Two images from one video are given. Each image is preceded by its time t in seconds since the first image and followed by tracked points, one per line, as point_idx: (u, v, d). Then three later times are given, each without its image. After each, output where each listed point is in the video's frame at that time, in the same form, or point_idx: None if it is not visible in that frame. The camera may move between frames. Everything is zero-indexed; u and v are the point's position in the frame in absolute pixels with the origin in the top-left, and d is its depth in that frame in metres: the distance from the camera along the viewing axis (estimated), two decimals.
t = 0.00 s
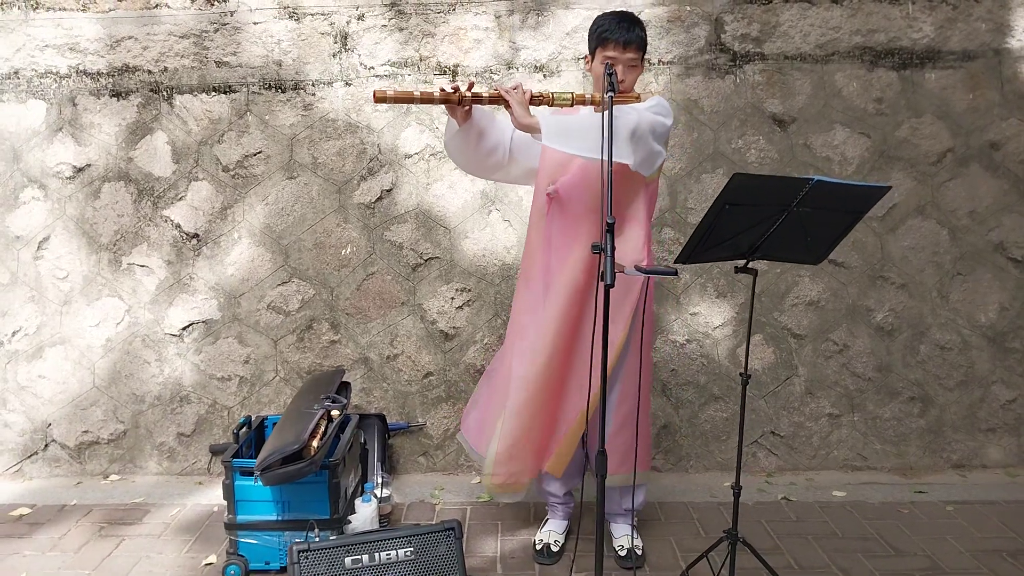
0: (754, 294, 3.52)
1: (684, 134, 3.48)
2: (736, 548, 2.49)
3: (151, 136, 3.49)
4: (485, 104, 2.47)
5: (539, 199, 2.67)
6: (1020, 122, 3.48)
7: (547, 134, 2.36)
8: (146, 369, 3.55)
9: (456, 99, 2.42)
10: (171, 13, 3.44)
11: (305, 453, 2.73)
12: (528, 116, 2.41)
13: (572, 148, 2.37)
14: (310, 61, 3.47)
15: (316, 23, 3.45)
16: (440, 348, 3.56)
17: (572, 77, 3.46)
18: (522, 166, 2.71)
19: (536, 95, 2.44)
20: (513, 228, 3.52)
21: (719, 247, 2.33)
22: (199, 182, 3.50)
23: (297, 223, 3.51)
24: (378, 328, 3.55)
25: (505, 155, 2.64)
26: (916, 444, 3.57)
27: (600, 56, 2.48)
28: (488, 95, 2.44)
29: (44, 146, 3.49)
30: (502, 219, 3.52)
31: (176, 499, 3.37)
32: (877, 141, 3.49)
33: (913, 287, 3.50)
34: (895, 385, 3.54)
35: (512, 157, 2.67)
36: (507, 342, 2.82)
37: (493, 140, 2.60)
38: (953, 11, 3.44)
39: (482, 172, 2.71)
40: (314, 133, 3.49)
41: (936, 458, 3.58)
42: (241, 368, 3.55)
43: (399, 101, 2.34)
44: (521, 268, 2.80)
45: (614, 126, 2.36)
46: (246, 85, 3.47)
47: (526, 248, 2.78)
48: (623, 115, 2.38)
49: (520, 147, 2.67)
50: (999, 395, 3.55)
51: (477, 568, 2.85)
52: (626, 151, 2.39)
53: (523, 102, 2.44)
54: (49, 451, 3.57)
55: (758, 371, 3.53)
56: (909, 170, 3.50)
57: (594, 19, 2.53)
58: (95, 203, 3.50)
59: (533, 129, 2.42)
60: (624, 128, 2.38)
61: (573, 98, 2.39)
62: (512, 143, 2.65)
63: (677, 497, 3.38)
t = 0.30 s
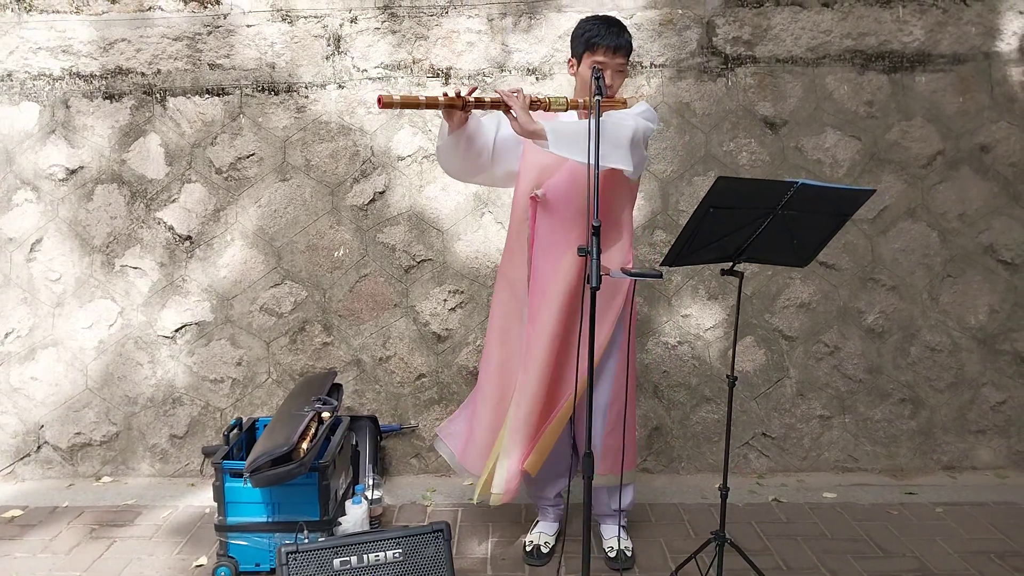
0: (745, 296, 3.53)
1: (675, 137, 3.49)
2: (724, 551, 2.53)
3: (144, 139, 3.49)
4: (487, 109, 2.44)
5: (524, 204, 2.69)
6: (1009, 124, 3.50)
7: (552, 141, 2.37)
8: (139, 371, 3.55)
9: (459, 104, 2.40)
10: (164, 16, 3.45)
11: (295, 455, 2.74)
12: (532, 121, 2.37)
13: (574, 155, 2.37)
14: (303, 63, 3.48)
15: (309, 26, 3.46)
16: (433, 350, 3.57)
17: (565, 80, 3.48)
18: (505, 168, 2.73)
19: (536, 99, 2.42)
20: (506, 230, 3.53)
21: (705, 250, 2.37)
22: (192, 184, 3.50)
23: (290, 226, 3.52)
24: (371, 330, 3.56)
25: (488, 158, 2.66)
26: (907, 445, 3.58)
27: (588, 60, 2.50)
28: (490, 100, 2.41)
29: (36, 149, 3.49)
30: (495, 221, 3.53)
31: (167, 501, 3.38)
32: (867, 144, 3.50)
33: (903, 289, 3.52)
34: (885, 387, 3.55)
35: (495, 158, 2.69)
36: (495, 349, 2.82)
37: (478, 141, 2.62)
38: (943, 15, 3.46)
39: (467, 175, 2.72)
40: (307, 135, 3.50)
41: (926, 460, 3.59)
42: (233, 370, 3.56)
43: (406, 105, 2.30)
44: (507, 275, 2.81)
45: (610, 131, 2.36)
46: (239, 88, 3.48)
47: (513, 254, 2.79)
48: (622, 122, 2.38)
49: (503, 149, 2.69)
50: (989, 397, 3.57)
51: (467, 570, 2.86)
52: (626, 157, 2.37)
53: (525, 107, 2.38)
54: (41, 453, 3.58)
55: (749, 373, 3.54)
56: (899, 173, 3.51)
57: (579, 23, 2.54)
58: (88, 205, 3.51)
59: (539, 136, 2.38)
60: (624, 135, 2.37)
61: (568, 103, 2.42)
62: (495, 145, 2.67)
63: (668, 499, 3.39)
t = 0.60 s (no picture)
0: (746, 299, 3.52)
1: (676, 139, 3.49)
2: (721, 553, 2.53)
3: (148, 140, 3.53)
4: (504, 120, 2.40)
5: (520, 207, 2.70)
6: (1014, 127, 3.47)
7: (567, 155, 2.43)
8: (142, 370, 3.58)
9: (480, 117, 2.36)
10: (168, 19, 3.48)
11: (294, 454, 2.76)
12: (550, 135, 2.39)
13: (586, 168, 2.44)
14: (305, 65, 3.50)
15: (311, 28, 3.48)
16: (433, 351, 3.58)
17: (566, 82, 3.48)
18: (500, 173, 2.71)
19: (549, 108, 2.37)
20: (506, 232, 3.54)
21: (702, 251, 2.37)
22: (195, 185, 3.53)
23: (292, 227, 3.54)
24: (372, 331, 3.57)
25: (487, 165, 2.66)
26: (909, 450, 3.55)
27: (587, 68, 2.52)
28: (508, 111, 2.35)
29: (43, 150, 3.54)
30: (495, 223, 3.53)
31: (169, 499, 3.41)
32: (870, 146, 3.48)
33: (906, 292, 3.49)
34: (888, 390, 3.53)
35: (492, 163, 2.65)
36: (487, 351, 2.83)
37: (477, 145, 2.57)
38: (946, 16, 3.44)
39: (464, 181, 2.65)
40: (310, 137, 3.52)
41: (929, 464, 3.56)
42: (235, 369, 3.58)
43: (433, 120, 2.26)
44: (500, 278, 2.82)
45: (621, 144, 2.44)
46: (242, 90, 3.51)
47: (506, 258, 2.80)
48: (630, 133, 2.45)
49: (500, 154, 2.65)
50: (993, 401, 3.53)
51: (464, 570, 2.87)
52: (633, 168, 2.46)
53: (541, 117, 2.35)
54: (47, 451, 3.62)
55: (750, 376, 3.53)
56: (902, 175, 3.49)
57: (575, 29, 2.55)
58: (93, 206, 3.55)
59: (556, 149, 2.40)
60: (633, 146, 2.45)
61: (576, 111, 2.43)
62: (493, 149, 2.63)
63: (667, 501, 3.39)
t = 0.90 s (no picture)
0: (758, 299, 3.51)
1: (687, 139, 3.48)
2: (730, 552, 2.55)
3: (161, 143, 3.55)
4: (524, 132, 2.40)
5: (529, 211, 2.70)
6: None
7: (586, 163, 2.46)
8: (157, 371, 3.62)
9: (505, 131, 2.34)
10: (180, 22, 3.50)
11: (307, 453, 2.78)
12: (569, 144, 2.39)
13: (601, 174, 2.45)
14: (316, 68, 3.51)
15: (322, 30, 3.49)
16: (444, 351, 3.59)
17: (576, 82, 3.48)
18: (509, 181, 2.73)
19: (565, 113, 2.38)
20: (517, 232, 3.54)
21: (712, 253, 2.36)
22: (208, 188, 3.56)
23: (304, 228, 3.56)
24: (383, 332, 3.59)
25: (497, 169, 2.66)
26: (922, 450, 3.54)
27: (596, 70, 2.51)
28: (528, 123, 2.36)
29: (58, 153, 3.57)
30: (505, 223, 3.54)
31: (184, 498, 3.44)
32: (883, 145, 3.45)
33: (920, 291, 3.47)
34: (901, 390, 3.51)
35: (501, 171, 2.69)
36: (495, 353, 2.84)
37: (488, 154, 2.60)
38: (961, 13, 3.40)
39: (476, 191, 2.67)
40: (321, 139, 3.54)
41: (942, 464, 3.54)
42: (248, 370, 3.61)
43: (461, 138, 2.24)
44: (508, 280, 2.82)
45: (637, 146, 2.41)
46: (253, 92, 3.52)
47: (515, 262, 2.80)
48: (642, 135, 2.42)
49: (508, 163, 2.70)
50: (1007, 402, 3.51)
51: (475, 569, 2.89)
52: (650, 170, 2.43)
53: (560, 124, 2.35)
54: (64, 450, 3.66)
55: (762, 376, 3.52)
56: (917, 174, 3.46)
57: (581, 31, 2.55)
58: (108, 209, 3.58)
59: (578, 157, 2.42)
60: (649, 148, 2.43)
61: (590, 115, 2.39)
62: (501, 158, 2.67)
63: (678, 501, 3.39)
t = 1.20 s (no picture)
0: (764, 298, 3.51)
1: (692, 139, 3.49)
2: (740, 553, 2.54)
3: (168, 150, 3.58)
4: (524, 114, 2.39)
5: (533, 210, 2.71)
6: None
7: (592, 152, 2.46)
8: (165, 377, 3.63)
9: (506, 110, 2.33)
10: (187, 30, 3.53)
11: (314, 458, 2.78)
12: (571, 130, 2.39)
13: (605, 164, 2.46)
14: (322, 73, 3.54)
15: (327, 36, 3.52)
16: (451, 354, 3.59)
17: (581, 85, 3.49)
18: (513, 178, 2.75)
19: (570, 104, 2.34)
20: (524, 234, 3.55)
21: (716, 253, 2.37)
22: (215, 193, 3.58)
23: (311, 233, 3.58)
24: (391, 335, 3.60)
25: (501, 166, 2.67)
26: (932, 448, 3.52)
27: (599, 67, 2.52)
28: (531, 105, 2.33)
29: (66, 161, 3.60)
30: (511, 226, 3.55)
31: (192, 504, 3.44)
32: (888, 143, 3.46)
33: (927, 289, 3.47)
34: (909, 389, 3.50)
35: (504, 167, 2.70)
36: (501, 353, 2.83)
37: (492, 149, 2.62)
38: (963, 11, 3.42)
39: (479, 185, 2.69)
40: (327, 144, 3.56)
41: (952, 462, 3.53)
42: (256, 375, 3.62)
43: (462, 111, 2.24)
44: (514, 279, 2.82)
45: (641, 137, 2.45)
46: (260, 98, 3.55)
47: (520, 262, 2.80)
48: (644, 126, 2.47)
49: (512, 159, 2.71)
50: (1016, 399, 3.50)
51: (485, 572, 2.88)
52: (653, 160, 2.47)
53: (563, 112, 2.33)
54: (72, 457, 3.67)
55: (770, 375, 3.52)
56: (921, 172, 3.46)
57: (583, 31, 2.56)
58: (115, 215, 3.60)
59: (579, 141, 2.41)
60: (652, 139, 2.47)
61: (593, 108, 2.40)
62: (505, 153, 2.69)
63: (687, 502, 3.38)
